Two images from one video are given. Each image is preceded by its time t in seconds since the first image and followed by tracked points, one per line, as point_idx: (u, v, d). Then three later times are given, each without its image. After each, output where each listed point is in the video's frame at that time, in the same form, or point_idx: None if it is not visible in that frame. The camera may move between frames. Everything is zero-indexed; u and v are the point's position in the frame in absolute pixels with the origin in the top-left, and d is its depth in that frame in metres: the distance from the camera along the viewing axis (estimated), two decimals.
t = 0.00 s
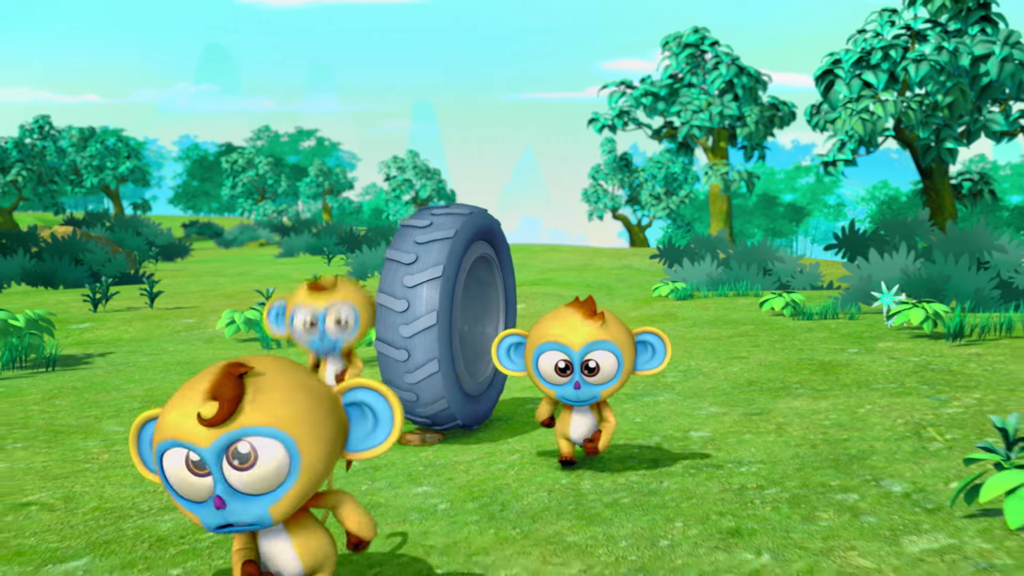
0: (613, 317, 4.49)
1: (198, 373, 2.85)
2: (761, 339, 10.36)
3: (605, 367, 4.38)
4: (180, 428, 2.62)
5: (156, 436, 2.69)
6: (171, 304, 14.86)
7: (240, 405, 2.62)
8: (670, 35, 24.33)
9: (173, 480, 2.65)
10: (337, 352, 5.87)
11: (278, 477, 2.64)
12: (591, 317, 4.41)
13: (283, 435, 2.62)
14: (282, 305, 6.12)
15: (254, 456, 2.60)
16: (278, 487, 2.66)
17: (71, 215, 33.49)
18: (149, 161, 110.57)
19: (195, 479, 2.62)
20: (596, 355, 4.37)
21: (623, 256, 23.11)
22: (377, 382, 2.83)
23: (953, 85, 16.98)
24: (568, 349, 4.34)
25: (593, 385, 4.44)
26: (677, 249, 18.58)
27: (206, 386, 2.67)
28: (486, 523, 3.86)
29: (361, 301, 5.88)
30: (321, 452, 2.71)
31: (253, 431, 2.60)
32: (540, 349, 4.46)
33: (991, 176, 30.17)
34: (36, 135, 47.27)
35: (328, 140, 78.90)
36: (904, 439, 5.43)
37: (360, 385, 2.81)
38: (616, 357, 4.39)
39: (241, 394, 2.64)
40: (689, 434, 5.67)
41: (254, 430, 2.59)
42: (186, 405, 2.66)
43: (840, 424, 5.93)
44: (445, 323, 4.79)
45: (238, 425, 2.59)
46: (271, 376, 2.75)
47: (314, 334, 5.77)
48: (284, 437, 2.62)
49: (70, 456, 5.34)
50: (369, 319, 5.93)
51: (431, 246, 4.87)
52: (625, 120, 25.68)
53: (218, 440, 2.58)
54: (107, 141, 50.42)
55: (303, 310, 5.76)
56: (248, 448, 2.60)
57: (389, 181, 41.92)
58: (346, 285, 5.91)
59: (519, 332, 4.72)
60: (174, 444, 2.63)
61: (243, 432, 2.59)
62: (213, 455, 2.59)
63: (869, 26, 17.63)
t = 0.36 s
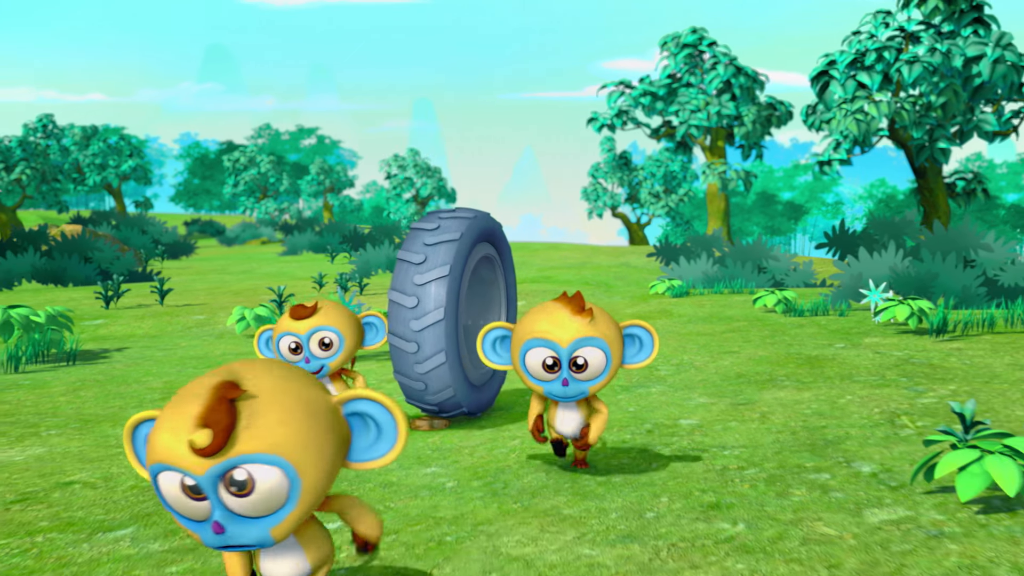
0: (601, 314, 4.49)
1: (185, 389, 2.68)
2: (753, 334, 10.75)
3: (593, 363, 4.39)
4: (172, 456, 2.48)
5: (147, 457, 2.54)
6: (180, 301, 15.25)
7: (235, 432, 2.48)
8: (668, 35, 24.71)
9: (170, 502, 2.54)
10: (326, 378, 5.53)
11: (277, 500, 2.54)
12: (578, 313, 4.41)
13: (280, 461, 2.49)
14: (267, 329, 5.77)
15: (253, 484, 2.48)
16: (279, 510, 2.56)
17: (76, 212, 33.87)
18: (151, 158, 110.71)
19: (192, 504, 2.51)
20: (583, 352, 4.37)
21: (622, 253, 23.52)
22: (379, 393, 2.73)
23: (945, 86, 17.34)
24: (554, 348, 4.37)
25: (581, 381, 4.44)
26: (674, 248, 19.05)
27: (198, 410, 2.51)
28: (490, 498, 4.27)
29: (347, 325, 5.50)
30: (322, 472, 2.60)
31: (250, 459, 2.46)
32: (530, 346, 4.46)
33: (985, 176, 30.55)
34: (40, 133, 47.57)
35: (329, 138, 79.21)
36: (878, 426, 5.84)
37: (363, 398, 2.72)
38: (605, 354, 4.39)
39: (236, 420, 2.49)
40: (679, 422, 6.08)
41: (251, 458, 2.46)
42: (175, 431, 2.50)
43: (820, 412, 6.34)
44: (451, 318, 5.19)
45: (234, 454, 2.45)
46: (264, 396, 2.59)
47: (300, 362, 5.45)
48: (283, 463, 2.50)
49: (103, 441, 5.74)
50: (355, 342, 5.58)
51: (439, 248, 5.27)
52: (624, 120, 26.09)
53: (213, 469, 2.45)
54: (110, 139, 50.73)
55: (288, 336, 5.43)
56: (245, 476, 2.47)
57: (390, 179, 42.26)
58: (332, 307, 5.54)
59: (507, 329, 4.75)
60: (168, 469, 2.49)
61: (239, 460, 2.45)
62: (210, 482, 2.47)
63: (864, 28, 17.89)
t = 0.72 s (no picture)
0: (597, 326, 4.22)
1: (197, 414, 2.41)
2: (748, 332, 10.98)
3: (588, 378, 4.12)
4: (179, 483, 2.19)
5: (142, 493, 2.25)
6: (185, 299, 15.47)
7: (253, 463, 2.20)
8: (667, 35, 24.90)
9: (165, 539, 2.23)
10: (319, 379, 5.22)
11: (287, 545, 2.22)
12: (574, 326, 4.14)
13: (297, 498, 2.20)
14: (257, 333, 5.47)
15: (264, 522, 2.18)
16: (288, 554, 2.24)
17: (80, 211, 34.08)
18: (151, 157, 110.77)
19: (193, 540, 2.20)
20: (578, 366, 4.10)
21: (621, 252, 23.75)
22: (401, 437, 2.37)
23: (941, 87, 17.56)
24: (548, 362, 4.10)
25: (575, 397, 4.17)
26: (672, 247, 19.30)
27: (215, 436, 2.25)
28: (492, 485, 4.51)
29: (337, 325, 5.17)
30: (337, 515, 2.30)
31: (265, 493, 2.18)
32: (520, 359, 4.17)
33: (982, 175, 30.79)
34: (42, 132, 47.69)
35: (329, 137, 79.35)
36: (864, 419, 6.09)
37: (383, 442, 2.37)
38: (601, 368, 4.12)
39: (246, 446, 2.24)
40: (673, 415, 6.33)
41: (267, 492, 2.17)
42: (187, 455, 2.23)
43: (809, 406, 6.59)
44: (456, 315, 5.43)
45: (248, 487, 2.17)
46: (290, 427, 2.32)
47: (289, 364, 5.14)
48: (298, 498, 2.21)
49: (120, 433, 5.99)
50: (347, 343, 5.25)
51: (443, 248, 5.51)
52: (623, 119, 26.30)
53: (223, 502, 2.16)
54: (111, 137, 50.86)
55: (275, 339, 5.09)
56: (258, 513, 2.18)
57: (391, 179, 42.46)
58: (320, 307, 5.19)
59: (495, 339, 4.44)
60: (168, 499, 2.20)
61: (253, 492, 2.17)
62: (218, 517, 2.17)
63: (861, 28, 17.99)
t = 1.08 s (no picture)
0: (597, 334, 3.89)
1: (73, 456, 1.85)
2: (747, 332, 10.98)
3: (586, 393, 3.82)
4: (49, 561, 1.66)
5: (10, 561, 1.74)
6: (186, 299, 15.47)
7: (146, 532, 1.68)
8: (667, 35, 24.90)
9: None
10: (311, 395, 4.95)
11: None
12: (570, 336, 3.81)
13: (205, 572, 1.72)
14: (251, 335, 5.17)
15: None
16: None
17: (80, 211, 34.07)
18: (152, 158, 110.70)
19: None
20: (575, 380, 3.80)
21: (620, 252, 23.76)
22: (345, 478, 1.93)
23: (941, 87, 17.55)
24: (540, 376, 3.80)
25: (572, 414, 3.88)
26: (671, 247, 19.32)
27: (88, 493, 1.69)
28: (492, 484, 4.51)
29: (339, 341, 4.86)
30: None
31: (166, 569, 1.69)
32: (512, 372, 3.88)
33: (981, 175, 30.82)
34: (42, 132, 47.66)
35: (329, 137, 79.35)
36: (864, 418, 6.11)
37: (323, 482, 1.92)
38: (601, 381, 3.82)
39: (147, 519, 1.69)
40: (672, 415, 6.34)
41: (167, 565, 1.69)
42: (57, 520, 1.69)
43: (808, 406, 6.60)
44: (455, 314, 5.44)
45: (138, 561, 1.67)
46: (193, 476, 1.80)
47: (283, 376, 4.81)
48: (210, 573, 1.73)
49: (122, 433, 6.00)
50: (347, 359, 4.95)
51: (444, 248, 5.52)
52: (623, 120, 26.30)
53: None
54: (111, 137, 50.83)
55: (270, 347, 4.75)
56: None
57: (390, 179, 42.47)
58: (324, 318, 4.87)
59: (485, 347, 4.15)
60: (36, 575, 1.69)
61: (147, 565, 1.67)
62: None
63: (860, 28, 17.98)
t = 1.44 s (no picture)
0: (597, 350, 3.35)
1: None
2: (747, 332, 10.98)
3: (585, 419, 3.25)
4: None
5: None
6: (186, 299, 15.48)
7: None
8: (667, 35, 24.90)
9: None
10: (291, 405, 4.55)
11: None
12: (565, 352, 3.27)
13: None
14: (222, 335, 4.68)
15: None
16: None
17: (80, 211, 34.09)
18: (152, 158, 110.75)
19: None
20: (571, 404, 3.23)
21: (621, 252, 23.74)
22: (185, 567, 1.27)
23: (941, 87, 17.54)
24: (531, 400, 3.23)
25: (568, 443, 3.29)
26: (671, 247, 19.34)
27: None
28: (492, 484, 4.50)
29: (321, 346, 4.47)
30: None
31: None
32: (497, 395, 3.30)
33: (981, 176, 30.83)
34: (42, 132, 47.67)
35: (329, 137, 79.33)
36: (863, 418, 6.10)
37: None
38: (602, 405, 3.25)
39: None
40: (672, 415, 6.33)
41: None
42: None
43: (808, 406, 6.60)
44: (455, 314, 5.43)
45: None
46: None
47: (259, 386, 4.43)
48: None
49: (122, 433, 6.00)
50: (330, 367, 4.55)
51: (444, 248, 5.52)
52: (623, 119, 26.30)
53: None
54: (111, 138, 50.82)
55: (244, 352, 4.37)
56: None
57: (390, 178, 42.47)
58: (304, 321, 4.48)
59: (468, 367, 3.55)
60: None
61: None
62: None
63: (860, 28, 17.98)
